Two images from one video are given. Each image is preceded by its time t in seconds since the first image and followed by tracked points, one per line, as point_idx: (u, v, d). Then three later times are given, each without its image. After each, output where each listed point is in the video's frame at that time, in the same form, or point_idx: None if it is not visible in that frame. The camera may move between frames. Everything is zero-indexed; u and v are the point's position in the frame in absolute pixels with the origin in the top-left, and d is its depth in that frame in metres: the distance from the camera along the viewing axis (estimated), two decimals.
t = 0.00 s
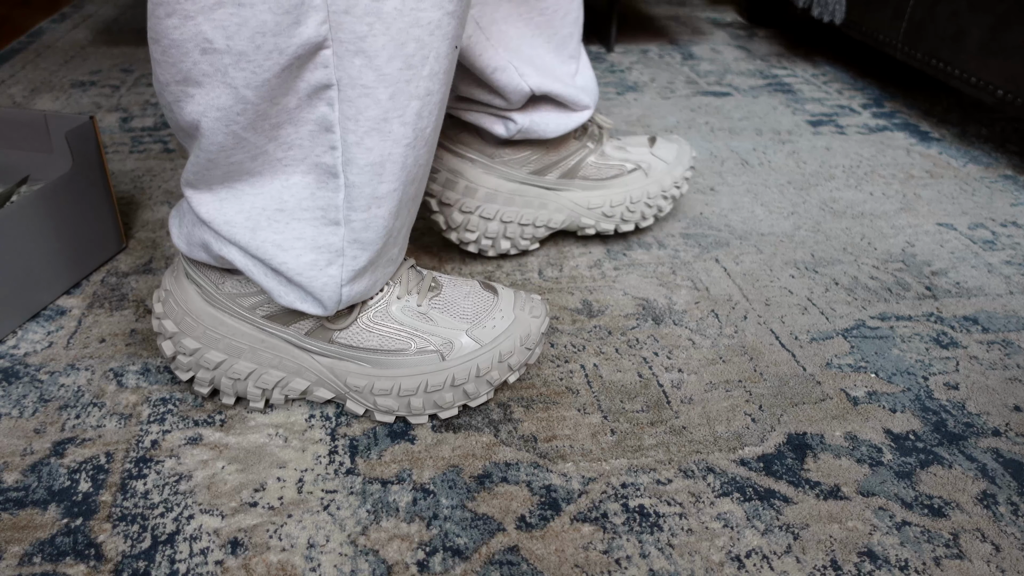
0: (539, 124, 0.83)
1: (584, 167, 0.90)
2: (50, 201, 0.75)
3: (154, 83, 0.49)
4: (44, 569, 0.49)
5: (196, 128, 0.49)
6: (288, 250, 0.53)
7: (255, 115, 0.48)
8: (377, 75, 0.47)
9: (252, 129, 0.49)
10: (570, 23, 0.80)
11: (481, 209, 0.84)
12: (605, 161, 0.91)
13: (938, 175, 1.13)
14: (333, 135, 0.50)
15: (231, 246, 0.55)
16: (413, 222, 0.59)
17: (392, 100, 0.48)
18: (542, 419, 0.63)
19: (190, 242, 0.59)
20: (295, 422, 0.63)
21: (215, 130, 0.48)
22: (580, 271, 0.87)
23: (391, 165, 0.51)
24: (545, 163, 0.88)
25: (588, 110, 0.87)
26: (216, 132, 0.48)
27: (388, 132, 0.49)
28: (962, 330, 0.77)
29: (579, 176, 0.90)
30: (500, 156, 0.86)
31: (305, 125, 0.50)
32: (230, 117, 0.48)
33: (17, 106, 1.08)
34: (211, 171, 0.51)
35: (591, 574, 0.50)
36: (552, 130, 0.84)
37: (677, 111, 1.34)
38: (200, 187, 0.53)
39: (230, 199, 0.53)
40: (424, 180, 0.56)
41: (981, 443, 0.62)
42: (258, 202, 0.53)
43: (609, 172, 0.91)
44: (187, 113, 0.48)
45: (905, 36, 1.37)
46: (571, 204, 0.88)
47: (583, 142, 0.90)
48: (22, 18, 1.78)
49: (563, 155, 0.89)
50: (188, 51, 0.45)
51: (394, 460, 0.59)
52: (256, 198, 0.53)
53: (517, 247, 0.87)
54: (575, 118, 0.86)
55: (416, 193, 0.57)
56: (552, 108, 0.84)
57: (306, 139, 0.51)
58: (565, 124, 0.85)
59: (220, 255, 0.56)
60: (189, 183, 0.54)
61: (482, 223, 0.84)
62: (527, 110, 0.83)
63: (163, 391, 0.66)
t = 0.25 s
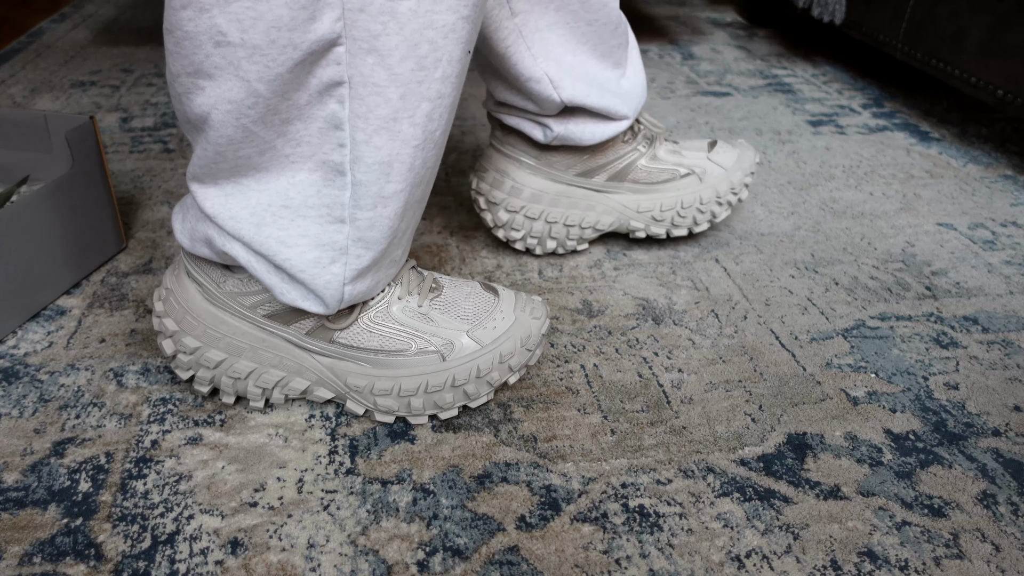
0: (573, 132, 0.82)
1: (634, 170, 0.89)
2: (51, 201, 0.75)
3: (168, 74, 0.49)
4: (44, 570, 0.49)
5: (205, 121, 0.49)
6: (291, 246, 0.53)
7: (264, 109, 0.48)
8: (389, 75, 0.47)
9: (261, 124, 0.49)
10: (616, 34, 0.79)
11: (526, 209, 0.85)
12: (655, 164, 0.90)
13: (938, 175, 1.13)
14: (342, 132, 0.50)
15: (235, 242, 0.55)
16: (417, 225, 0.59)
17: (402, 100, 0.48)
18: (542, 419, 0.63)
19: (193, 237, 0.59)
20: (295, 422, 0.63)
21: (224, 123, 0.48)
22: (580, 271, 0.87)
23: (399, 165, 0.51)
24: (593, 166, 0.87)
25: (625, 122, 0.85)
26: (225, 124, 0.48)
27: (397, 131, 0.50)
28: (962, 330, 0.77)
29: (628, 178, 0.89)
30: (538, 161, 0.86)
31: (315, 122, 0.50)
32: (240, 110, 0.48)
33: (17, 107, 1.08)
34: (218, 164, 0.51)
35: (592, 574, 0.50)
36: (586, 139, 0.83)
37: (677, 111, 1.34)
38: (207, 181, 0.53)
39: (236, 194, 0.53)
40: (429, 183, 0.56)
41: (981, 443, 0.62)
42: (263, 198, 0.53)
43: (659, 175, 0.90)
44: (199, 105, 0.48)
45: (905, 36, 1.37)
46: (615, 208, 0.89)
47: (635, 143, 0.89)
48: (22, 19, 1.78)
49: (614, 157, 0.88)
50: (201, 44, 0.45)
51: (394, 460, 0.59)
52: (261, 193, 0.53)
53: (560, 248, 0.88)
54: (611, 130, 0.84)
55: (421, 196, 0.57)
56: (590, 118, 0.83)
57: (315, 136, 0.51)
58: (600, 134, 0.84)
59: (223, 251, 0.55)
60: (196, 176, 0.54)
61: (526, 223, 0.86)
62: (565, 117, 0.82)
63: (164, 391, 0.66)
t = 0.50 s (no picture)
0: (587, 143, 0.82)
1: (646, 186, 0.89)
2: (50, 201, 0.75)
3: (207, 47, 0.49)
4: (44, 570, 0.49)
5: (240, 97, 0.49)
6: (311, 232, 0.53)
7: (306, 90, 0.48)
8: (428, 63, 0.49)
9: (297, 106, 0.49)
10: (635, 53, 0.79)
11: (537, 213, 0.86)
12: (668, 181, 0.89)
13: (938, 175, 1.13)
14: (377, 118, 0.50)
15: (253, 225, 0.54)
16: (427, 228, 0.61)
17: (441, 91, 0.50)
18: (542, 419, 0.64)
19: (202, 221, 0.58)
20: (295, 421, 0.63)
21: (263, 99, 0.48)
22: (580, 271, 0.87)
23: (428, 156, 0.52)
24: (605, 177, 0.87)
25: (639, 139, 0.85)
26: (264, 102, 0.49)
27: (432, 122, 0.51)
28: (962, 330, 0.77)
29: (640, 193, 0.89)
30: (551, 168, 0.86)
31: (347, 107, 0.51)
32: (282, 89, 0.48)
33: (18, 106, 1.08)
34: (245, 142, 0.51)
35: (592, 574, 0.50)
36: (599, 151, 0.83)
37: (677, 111, 1.34)
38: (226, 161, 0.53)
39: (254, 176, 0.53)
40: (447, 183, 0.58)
41: (981, 443, 0.62)
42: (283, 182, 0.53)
43: (669, 194, 0.89)
44: (238, 79, 0.48)
45: (905, 36, 1.37)
46: (622, 222, 0.88)
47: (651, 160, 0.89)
48: (22, 19, 1.78)
49: (627, 172, 0.88)
50: (250, 22, 0.45)
51: (394, 460, 0.59)
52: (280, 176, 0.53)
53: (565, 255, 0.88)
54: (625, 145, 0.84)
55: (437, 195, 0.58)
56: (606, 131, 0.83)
57: (348, 122, 0.51)
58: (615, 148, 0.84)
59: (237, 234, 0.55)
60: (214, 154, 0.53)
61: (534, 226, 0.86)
62: (583, 126, 0.82)
63: (164, 391, 0.66)
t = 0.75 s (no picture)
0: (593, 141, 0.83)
1: (645, 189, 0.89)
2: (50, 201, 0.75)
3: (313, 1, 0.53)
4: (43, 570, 0.49)
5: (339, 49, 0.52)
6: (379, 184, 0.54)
7: (401, 52, 0.51)
8: (517, 28, 0.51)
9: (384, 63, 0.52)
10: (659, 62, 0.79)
11: (537, 214, 0.86)
12: (668, 184, 0.90)
13: (938, 175, 1.13)
14: (459, 80, 0.53)
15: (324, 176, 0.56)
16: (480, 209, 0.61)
17: (524, 56, 0.52)
18: (542, 419, 0.63)
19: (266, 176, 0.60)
20: (295, 421, 0.63)
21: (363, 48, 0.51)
22: (580, 271, 0.87)
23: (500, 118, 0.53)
24: (606, 179, 0.88)
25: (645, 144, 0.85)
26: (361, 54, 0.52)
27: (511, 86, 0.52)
28: (962, 330, 0.77)
29: (640, 195, 0.89)
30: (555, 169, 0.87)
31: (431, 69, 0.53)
32: (382, 44, 0.51)
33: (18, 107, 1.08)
34: (330, 88, 0.54)
35: (591, 574, 0.50)
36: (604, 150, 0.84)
37: (677, 111, 1.34)
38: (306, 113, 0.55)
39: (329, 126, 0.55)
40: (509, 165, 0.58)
41: (981, 443, 0.62)
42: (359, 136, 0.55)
43: (669, 196, 0.89)
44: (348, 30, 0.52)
45: (905, 35, 1.37)
46: (621, 222, 0.88)
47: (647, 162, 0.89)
48: (22, 19, 1.78)
49: (625, 174, 0.88)
50: None
51: (394, 460, 0.59)
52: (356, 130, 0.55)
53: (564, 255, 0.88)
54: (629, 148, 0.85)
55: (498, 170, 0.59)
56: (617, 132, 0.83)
57: (434, 84, 0.53)
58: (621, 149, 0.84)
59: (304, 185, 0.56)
60: (291, 98, 0.56)
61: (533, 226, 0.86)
62: (588, 125, 0.83)
63: (164, 391, 0.66)
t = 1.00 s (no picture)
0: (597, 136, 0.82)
1: (647, 189, 0.89)
2: (51, 201, 0.75)
3: None
4: (44, 569, 0.49)
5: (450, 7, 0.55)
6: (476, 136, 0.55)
7: (518, 10, 0.53)
8: None
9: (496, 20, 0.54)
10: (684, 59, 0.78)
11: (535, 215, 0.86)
12: (670, 184, 0.90)
13: (938, 175, 1.13)
14: (564, 44, 0.55)
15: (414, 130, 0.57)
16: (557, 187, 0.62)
17: (632, 22, 0.54)
18: (542, 419, 0.63)
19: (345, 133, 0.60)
20: (295, 421, 0.63)
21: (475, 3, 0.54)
22: (580, 271, 0.87)
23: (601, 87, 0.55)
24: (606, 179, 0.88)
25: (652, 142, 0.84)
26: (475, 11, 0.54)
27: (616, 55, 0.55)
28: (962, 330, 0.77)
29: (641, 196, 0.89)
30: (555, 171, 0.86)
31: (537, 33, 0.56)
32: None
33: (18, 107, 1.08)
34: (433, 38, 0.55)
35: (591, 574, 0.50)
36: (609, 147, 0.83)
37: (677, 112, 1.34)
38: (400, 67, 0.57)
39: (423, 80, 0.56)
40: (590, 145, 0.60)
41: (981, 443, 0.62)
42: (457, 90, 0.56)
43: (671, 196, 0.89)
44: None
45: (905, 35, 1.37)
46: (622, 223, 0.88)
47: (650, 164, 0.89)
48: (22, 19, 1.78)
49: (627, 175, 0.88)
50: None
51: (394, 460, 0.59)
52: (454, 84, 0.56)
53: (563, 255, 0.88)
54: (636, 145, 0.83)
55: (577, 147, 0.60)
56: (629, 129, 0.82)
57: (537, 45, 0.55)
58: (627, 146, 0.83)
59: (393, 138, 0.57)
60: (386, 46, 0.57)
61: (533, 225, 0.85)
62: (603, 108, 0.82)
63: (164, 391, 0.65)
